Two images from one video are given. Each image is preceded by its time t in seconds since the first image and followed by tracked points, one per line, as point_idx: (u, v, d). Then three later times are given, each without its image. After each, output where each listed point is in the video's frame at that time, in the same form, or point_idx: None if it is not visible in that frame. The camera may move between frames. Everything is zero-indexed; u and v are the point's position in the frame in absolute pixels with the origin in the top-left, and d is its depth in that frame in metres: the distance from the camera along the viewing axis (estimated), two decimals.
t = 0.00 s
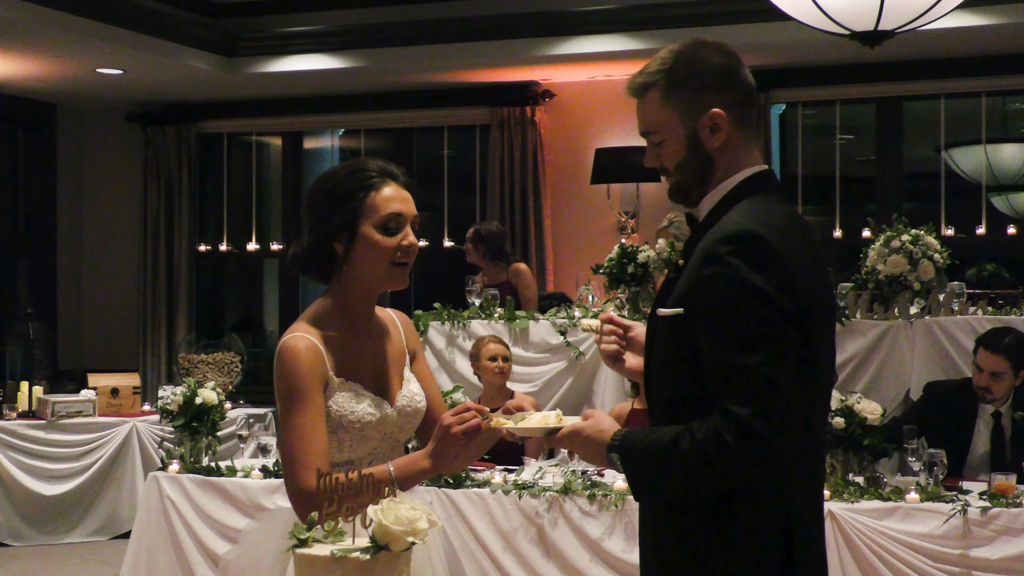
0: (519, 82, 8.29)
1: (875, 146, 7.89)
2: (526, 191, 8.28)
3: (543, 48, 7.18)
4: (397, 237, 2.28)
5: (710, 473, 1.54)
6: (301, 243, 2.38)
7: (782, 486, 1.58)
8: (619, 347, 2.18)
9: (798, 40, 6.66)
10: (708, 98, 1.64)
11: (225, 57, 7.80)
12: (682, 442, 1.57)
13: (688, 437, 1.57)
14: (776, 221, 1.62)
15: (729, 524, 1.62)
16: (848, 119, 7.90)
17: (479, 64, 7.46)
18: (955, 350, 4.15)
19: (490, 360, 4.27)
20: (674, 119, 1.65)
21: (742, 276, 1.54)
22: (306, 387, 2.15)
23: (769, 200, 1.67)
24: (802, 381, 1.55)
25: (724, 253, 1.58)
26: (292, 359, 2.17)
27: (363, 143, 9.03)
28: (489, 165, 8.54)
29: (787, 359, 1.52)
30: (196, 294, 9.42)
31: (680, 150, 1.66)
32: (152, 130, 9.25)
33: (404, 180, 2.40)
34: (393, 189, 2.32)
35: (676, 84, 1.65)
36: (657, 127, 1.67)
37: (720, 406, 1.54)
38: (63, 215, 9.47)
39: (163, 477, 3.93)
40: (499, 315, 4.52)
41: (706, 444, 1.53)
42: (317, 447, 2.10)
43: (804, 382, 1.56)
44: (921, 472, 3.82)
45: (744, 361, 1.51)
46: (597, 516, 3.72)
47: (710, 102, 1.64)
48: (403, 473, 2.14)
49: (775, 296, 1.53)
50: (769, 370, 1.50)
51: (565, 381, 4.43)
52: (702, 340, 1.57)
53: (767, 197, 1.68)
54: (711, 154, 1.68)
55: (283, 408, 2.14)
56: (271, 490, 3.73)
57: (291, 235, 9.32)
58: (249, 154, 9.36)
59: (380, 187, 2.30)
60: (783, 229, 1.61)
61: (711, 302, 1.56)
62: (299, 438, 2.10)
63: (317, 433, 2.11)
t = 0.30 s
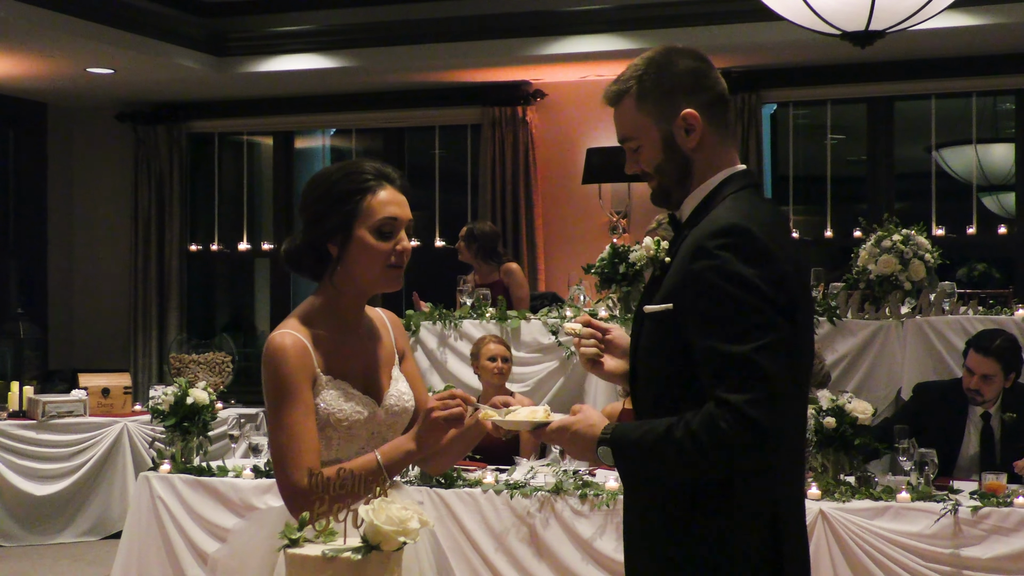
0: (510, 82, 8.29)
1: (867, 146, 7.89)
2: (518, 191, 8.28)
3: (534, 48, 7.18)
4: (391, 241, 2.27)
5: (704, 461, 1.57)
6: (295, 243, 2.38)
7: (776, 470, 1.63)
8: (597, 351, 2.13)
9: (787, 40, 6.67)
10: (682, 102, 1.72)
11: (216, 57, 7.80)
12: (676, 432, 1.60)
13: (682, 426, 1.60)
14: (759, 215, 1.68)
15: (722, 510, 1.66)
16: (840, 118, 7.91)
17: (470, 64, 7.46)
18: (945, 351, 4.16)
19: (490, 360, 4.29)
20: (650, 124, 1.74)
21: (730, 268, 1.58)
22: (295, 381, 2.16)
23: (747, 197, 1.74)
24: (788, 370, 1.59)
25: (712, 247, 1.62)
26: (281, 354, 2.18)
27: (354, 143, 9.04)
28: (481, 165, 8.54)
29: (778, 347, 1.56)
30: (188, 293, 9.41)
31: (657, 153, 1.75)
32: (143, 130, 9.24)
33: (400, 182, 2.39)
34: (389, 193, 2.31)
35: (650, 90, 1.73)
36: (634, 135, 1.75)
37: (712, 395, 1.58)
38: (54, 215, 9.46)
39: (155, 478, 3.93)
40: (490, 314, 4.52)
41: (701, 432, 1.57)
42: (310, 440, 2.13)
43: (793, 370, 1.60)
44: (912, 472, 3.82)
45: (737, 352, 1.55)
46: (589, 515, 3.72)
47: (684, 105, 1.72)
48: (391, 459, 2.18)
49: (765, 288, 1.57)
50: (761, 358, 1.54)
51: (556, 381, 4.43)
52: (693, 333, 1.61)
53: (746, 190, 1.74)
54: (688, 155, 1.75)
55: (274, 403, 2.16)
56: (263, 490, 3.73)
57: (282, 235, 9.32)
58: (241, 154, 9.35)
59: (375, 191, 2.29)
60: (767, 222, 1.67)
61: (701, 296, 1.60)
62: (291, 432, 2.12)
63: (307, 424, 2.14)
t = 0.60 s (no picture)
0: (509, 81, 8.29)
1: (865, 146, 7.89)
2: (517, 190, 8.29)
3: (533, 48, 7.19)
4: (388, 238, 2.29)
5: (714, 449, 1.66)
6: (291, 241, 2.38)
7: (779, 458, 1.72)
8: (581, 344, 2.23)
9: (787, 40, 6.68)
10: (677, 102, 1.78)
11: (215, 56, 7.80)
12: (686, 423, 1.68)
13: (692, 417, 1.68)
14: (757, 211, 1.78)
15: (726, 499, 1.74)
16: (840, 118, 7.91)
17: (469, 63, 7.46)
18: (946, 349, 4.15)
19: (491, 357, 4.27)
20: (644, 125, 1.80)
21: (739, 264, 1.67)
22: (296, 376, 2.16)
23: (742, 195, 1.82)
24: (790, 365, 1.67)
25: (720, 243, 1.71)
26: (280, 350, 2.18)
27: (353, 142, 9.04)
28: (479, 164, 8.54)
29: (786, 342, 1.65)
30: (187, 293, 9.42)
31: (650, 152, 1.81)
32: (142, 129, 9.24)
33: (395, 181, 2.41)
34: (384, 189, 2.33)
35: (644, 90, 1.79)
36: (628, 136, 1.81)
37: (724, 387, 1.66)
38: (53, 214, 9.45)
39: (154, 478, 3.94)
40: (489, 314, 4.53)
41: (713, 423, 1.64)
42: (317, 429, 2.13)
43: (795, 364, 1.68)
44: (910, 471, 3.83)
45: (747, 345, 1.63)
46: (587, 515, 3.72)
47: (678, 105, 1.78)
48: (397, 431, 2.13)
49: (773, 284, 1.66)
50: (773, 352, 1.63)
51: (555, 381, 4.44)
52: (702, 327, 1.70)
53: (738, 190, 1.85)
54: (681, 154, 1.82)
55: (279, 399, 2.16)
56: (263, 489, 3.74)
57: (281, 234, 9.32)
58: (239, 154, 9.35)
59: (370, 188, 2.30)
60: (765, 218, 1.77)
61: (711, 291, 1.69)
62: (296, 425, 2.13)
63: (313, 414, 2.14)
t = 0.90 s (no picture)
0: (510, 81, 8.29)
1: (866, 146, 7.89)
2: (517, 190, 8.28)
3: (535, 48, 7.18)
4: (395, 237, 2.30)
5: (723, 445, 1.72)
6: (295, 242, 2.37)
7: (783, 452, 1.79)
8: (573, 342, 2.39)
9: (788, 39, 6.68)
10: (677, 107, 1.88)
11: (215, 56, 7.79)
12: (695, 419, 1.75)
13: (703, 413, 1.74)
14: (757, 213, 1.87)
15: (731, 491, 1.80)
16: (843, 118, 7.90)
17: (470, 63, 7.45)
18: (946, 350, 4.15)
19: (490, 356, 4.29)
20: (645, 128, 1.89)
21: (746, 265, 1.74)
22: (309, 375, 2.17)
23: (740, 197, 1.92)
24: (792, 364, 1.73)
25: (726, 245, 1.78)
26: (292, 350, 2.19)
27: (355, 142, 9.05)
28: (480, 164, 8.53)
29: (790, 341, 1.73)
30: (188, 292, 9.42)
31: (651, 154, 1.90)
32: (142, 129, 9.23)
33: (399, 180, 2.40)
34: (389, 189, 2.33)
35: (646, 94, 1.88)
36: (630, 138, 1.90)
37: (732, 385, 1.72)
38: (52, 214, 9.46)
39: (154, 477, 3.93)
40: (491, 313, 4.52)
41: (722, 419, 1.70)
42: (337, 428, 2.13)
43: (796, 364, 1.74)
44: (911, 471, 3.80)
45: (757, 344, 1.70)
46: (588, 515, 3.72)
47: (678, 109, 1.88)
48: (430, 433, 2.09)
49: (780, 284, 1.73)
50: (778, 350, 1.70)
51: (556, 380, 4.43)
52: (709, 326, 1.77)
53: (735, 192, 1.95)
54: (680, 157, 1.92)
55: (293, 398, 2.18)
56: (264, 489, 3.74)
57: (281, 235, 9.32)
58: (240, 154, 9.36)
59: (376, 187, 2.31)
60: (765, 220, 1.86)
61: (721, 291, 1.76)
62: (312, 423, 2.13)
63: (332, 411, 2.14)
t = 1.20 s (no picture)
0: (512, 78, 8.24)
1: (873, 145, 7.84)
2: (519, 189, 8.23)
3: (536, 43, 7.13)
4: (408, 237, 2.30)
5: (732, 442, 1.83)
6: (306, 242, 2.37)
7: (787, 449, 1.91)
8: (576, 342, 2.35)
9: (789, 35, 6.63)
10: (683, 109, 2.03)
11: (212, 52, 7.74)
12: (707, 417, 1.86)
13: (712, 411, 1.85)
14: (761, 213, 2.00)
15: (737, 485, 1.93)
16: (850, 116, 7.85)
17: (470, 59, 7.41)
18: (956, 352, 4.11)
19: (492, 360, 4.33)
20: (654, 130, 2.04)
21: (754, 265, 1.86)
22: (325, 381, 2.16)
23: (743, 199, 2.07)
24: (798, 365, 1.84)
25: (734, 246, 1.91)
26: (307, 356, 2.18)
27: (355, 139, 9.00)
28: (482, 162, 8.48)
29: (795, 340, 1.84)
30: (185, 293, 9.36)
31: (658, 155, 2.05)
32: (139, 127, 9.18)
33: (409, 179, 2.41)
34: (400, 190, 2.33)
35: (654, 98, 2.03)
36: (639, 140, 2.05)
37: (742, 384, 1.83)
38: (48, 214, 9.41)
39: (151, 480, 3.87)
40: (493, 314, 4.46)
41: (733, 418, 1.82)
42: (356, 433, 2.12)
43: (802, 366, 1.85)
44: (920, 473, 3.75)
45: (768, 342, 1.81)
46: (592, 518, 3.65)
47: (685, 112, 2.03)
48: (454, 442, 2.10)
49: (787, 285, 1.85)
50: (786, 351, 1.81)
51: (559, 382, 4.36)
52: (718, 323, 1.89)
53: (739, 193, 2.10)
54: (686, 158, 2.07)
55: (308, 402, 2.16)
56: (262, 492, 3.68)
57: (279, 234, 9.25)
58: (238, 152, 9.30)
59: (387, 188, 2.31)
60: (768, 220, 1.98)
61: (731, 293, 1.87)
62: (330, 427, 2.12)
63: (347, 414, 2.13)
